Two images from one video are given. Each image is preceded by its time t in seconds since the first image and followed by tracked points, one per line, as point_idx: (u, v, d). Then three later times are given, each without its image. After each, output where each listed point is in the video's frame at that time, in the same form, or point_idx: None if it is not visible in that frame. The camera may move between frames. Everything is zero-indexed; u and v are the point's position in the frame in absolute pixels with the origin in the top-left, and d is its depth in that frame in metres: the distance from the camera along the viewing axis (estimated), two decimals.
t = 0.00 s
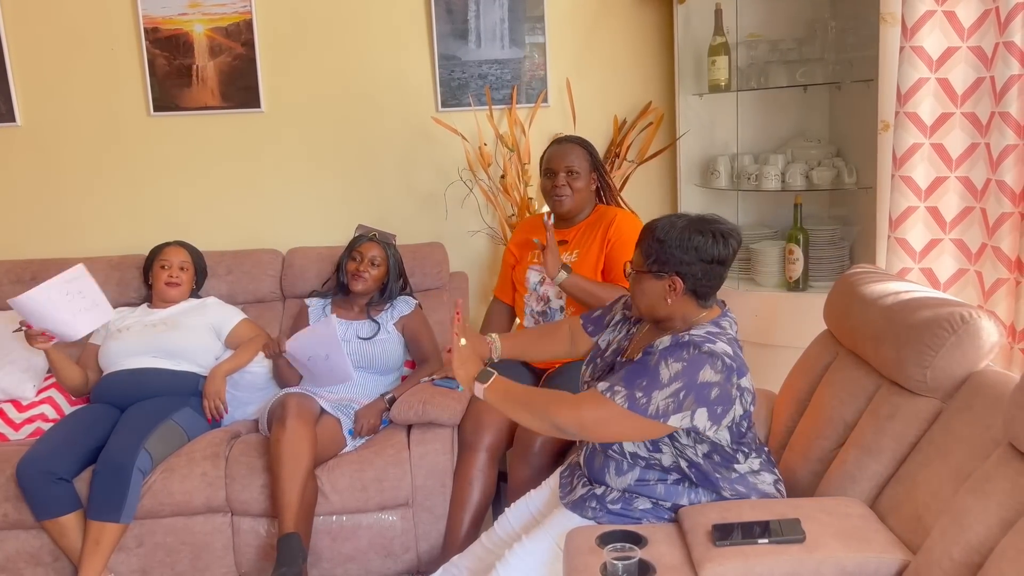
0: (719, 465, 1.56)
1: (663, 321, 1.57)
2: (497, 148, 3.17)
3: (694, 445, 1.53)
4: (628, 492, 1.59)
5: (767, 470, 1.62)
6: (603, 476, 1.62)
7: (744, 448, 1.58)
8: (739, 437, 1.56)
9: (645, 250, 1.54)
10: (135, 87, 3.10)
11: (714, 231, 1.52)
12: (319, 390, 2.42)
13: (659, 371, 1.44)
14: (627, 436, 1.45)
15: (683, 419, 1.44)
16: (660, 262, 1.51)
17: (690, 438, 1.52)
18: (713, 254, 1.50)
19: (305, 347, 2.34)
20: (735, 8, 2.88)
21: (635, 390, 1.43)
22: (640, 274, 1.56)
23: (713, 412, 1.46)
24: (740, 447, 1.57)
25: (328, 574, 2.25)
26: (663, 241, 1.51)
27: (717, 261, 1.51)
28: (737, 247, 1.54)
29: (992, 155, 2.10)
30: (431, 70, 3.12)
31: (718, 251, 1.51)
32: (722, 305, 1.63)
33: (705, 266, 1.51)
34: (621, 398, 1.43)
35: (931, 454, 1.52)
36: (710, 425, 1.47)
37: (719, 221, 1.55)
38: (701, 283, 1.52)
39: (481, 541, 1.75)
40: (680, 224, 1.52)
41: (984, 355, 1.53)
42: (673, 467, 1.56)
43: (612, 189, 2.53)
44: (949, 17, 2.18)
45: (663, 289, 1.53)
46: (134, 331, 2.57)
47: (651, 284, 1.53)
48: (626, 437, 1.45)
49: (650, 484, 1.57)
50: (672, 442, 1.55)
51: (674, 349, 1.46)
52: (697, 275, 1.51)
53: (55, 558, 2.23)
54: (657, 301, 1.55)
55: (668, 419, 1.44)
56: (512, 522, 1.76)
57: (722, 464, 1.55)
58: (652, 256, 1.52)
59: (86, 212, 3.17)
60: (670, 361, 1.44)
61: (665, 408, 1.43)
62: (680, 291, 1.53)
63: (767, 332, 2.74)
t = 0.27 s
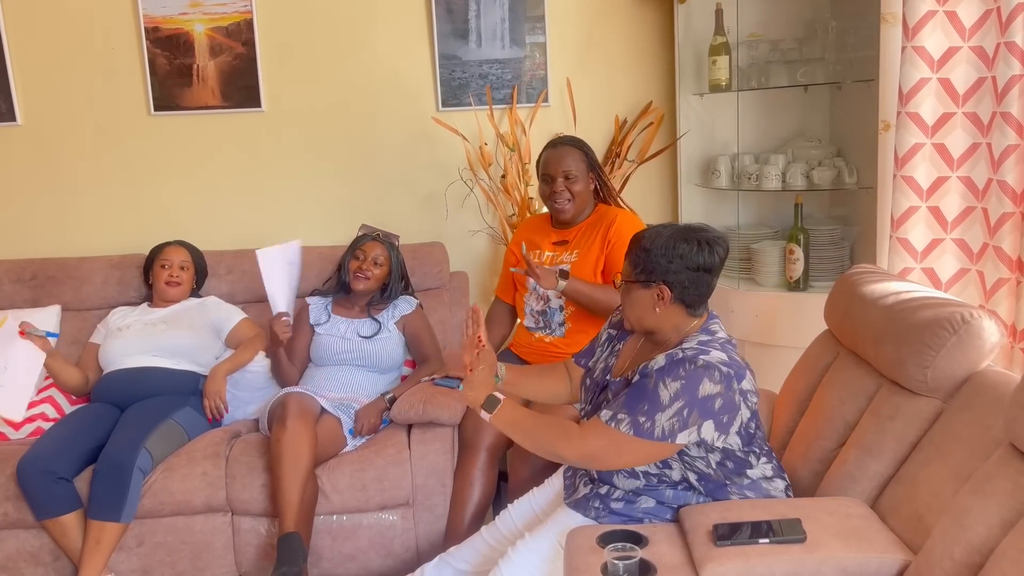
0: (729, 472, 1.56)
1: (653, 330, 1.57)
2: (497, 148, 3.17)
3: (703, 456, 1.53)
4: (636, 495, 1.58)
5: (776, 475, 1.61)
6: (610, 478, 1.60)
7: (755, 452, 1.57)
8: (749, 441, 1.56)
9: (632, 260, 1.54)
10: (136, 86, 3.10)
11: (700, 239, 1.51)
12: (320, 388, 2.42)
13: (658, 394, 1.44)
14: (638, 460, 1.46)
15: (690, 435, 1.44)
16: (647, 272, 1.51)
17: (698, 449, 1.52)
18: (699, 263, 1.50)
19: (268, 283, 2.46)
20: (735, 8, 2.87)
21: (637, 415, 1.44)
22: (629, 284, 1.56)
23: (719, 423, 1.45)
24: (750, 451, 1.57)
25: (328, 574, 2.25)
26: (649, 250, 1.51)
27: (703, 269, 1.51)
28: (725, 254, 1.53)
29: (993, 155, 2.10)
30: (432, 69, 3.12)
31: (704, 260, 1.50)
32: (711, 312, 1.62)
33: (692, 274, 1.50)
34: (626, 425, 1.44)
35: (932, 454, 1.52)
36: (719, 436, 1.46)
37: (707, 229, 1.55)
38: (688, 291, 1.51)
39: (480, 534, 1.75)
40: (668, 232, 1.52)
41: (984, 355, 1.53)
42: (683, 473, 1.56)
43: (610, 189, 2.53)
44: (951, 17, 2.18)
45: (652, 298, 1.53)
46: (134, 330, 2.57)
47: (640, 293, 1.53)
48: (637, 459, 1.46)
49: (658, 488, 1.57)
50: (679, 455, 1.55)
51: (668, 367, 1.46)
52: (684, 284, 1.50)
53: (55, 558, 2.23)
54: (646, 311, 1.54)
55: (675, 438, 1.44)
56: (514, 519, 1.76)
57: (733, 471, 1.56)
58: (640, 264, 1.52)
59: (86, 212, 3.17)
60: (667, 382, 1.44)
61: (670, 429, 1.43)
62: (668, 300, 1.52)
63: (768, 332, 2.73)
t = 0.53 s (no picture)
0: (714, 471, 1.56)
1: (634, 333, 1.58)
2: (498, 147, 3.17)
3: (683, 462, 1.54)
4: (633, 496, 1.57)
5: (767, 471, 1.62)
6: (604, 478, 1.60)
7: (739, 450, 1.59)
8: (732, 441, 1.57)
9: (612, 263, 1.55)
10: (137, 85, 3.10)
11: (680, 243, 1.52)
12: (320, 387, 2.42)
13: (636, 403, 1.44)
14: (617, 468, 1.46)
15: (667, 443, 1.44)
16: (625, 275, 1.52)
17: (677, 455, 1.53)
18: (676, 268, 1.50)
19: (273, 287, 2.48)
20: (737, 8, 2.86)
21: (615, 424, 1.44)
22: (609, 287, 1.57)
23: (697, 430, 1.45)
24: (734, 451, 1.58)
25: (328, 573, 2.25)
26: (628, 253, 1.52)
27: (681, 275, 1.51)
28: (704, 259, 1.53)
29: (995, 155, 2.11)
30: (433, 69, 3.12)
31: (681, 264, 1.50)
32: (694, 315, 1.62)
33: (670, 279, 1.50)
34: (603, 434, 1.44)
35: (933, 454, 1.52)
36: (697, 445, 1.46)
37: (689, 233, 1.55)
38: (666, 296, 1.52)
39: (481, 531, 1.75)
40: (645, 237, 1.53)
41: (985, 354, 1.53)
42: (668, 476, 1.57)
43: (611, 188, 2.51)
44: (952, 17, 2.19)
45: (630, 302, 1.54)
46: (134, 330, 2.57)
47: (618, 295, 1.55)
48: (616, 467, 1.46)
49: (652, 488, 1.57)
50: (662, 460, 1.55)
51: (646, 376, 1.46)
52: (661, 288, 1.51)
53: (56, 556, 2.23)
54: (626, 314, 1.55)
55: (652, 447, 1.44)
56: (514, 518, 1.76)
57: (718, 471, 1.56)
58: (617, 269, 1.53)
59: (87, 211, 3.17)
60: (644, 391, 1.44)
61: (647, 437, 1.43)
62: (646, 304, 1.53)
63: (768, 332, 2.73)
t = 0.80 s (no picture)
0: (699, 466, 1.55)
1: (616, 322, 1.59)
2: (498, 147, 3.17)
3: (669, 454, 1.52)
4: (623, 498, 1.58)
5: (755, 464, 1.62)
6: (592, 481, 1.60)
7: (723, 443, 1.57)
8: (717, 433, 1.55)
9: (597, 250, 1.56)
10: (137, 85, 3.10)
11: (663, 233, 1.53)
12: (320, 388, 2.41)
13: (623, 395, 1.43)
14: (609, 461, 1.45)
15: (657, 434, 1.43)
16: (608, 263, 1.53)
17: (663, 447, 1.51)
18: (657, 259, 1.51)
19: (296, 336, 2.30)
20: (737, 8, 2.86)
21: (604, 418, 1.43)
22: (593, 275, 1.58)
23: (684, 420, 1.45)
24: (718, 444, 1.56)
25: (328, 573, 2.25)
26: (611, 242, 1.53)
27: (663, 265, 1.52)
28: (687, 250, 1.54)
29: (997, 154, 2.11)
30: (433, 68, 3.12)
31: (663, 255, 1.51)
32: (678, 305, 1.63)
33: (652, 268, 1.51)
34: (594, 430, 1.43)
35: (933, 454, 1.51)
36: (685, 434, 1.46)
37: (673, 224, 1.56)
38: (648, 285, 1.53)
39: (480, 546, 1.75)
40: (629, 225, 1.54)
41: (985, 354, 1.53)
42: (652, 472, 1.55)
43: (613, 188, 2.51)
44: (953, 18, 2.19)
45: (613, 290, 1.55)
46: (135, 329, 2.57)
47: (601, 284, 1.56)
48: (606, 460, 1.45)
49: (638, 490, 1.57)
50: (647, 454, 1.54)
51: (630, 367, 1.46)
52: (643, 278, 1.52)
53: (56, 556, 2.23)
54: (609, 303, 1.57)
55: (642, 439, 1.43)
56: (510, 528, 1.76)
57: (703, 465, 1.55)
58: (601, 257, 1.55)
59: (87, 211, 3.17)
60: (630, 381, 1.44)
61: (637, 429, 1.42)
62: (629, 293, 1.54)
63: (768, 332, 2.73)
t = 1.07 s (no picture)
0: (702, 464, 1.54)
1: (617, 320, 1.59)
2: (498, 147, 3.17)
3: (675, 451, 1.52)
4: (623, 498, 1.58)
5: (757, 464, 1.61)
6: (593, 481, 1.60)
7: (726, 442, 1.57)
8: (720, 431, 1.55)
9: (597, 247, 1.56)
10: (137, 85, 3.10)
11: (664, 232, 1.53)
12: (321, 387, 2.42)
13: (632, 398, 1.43)
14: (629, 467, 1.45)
15: (672, 434, 1.43)
16: (609, 261, 1.53)
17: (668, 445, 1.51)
18: (658, 257, 1.51)
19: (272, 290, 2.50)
20: (738, 7, 2.85)
21: (620, 424, 1.43)
22: (594, 272, 1.58)
23: (694, 416, 1.46)
24: (721, 442, 1.56)
25: (328, 573, 2.25)
26: (612, 240, 1.53)
27: (664, 264, 1.52)
28: (688, 249, 1.54)
29: (998, 154, 2.11)
30: (433, 68, 3.12)
31: (664, 253, 1.51)
32: (678, 303, 1.64)
33: (654, 266, 1.51)
34: (611, 438, 1.43)
35: (933, 454, 1.51)
36: (698, 430, 1.47)
37: (673, 223, 1.56)
38: (649, 283, 1.53)
39: (480, 544, 1.76)
40: (629, 223, 1.54)
41: (985, 354, 1.52)
42: (655, 469, 1.55)
43: (616, 188, 2.50)
44: (955, 17, 2.19)
45: (614, 288, 1.55)
46: (134, 330, 2.57)
47: (601, 281, 1.56)
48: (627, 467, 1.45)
49: (638, 490, 1.57)
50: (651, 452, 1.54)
51: (635, 368, 1.45)
52: (644, 276, 1.52)
53: (56, 556, 2.23)
54: (609, 300, 1.57)
55: (658, 441, 1.43)
56: (510, 527, 1.76)
57: (706, 463, 1.54)
58: (602, 255, 1.54)
59: (87, 210, 3.17)
60: (637, 383, 1.44)
61: (653, 431, 1.42)
62: (630, 291, 1.54)
63: (768, 332, 2.73)
